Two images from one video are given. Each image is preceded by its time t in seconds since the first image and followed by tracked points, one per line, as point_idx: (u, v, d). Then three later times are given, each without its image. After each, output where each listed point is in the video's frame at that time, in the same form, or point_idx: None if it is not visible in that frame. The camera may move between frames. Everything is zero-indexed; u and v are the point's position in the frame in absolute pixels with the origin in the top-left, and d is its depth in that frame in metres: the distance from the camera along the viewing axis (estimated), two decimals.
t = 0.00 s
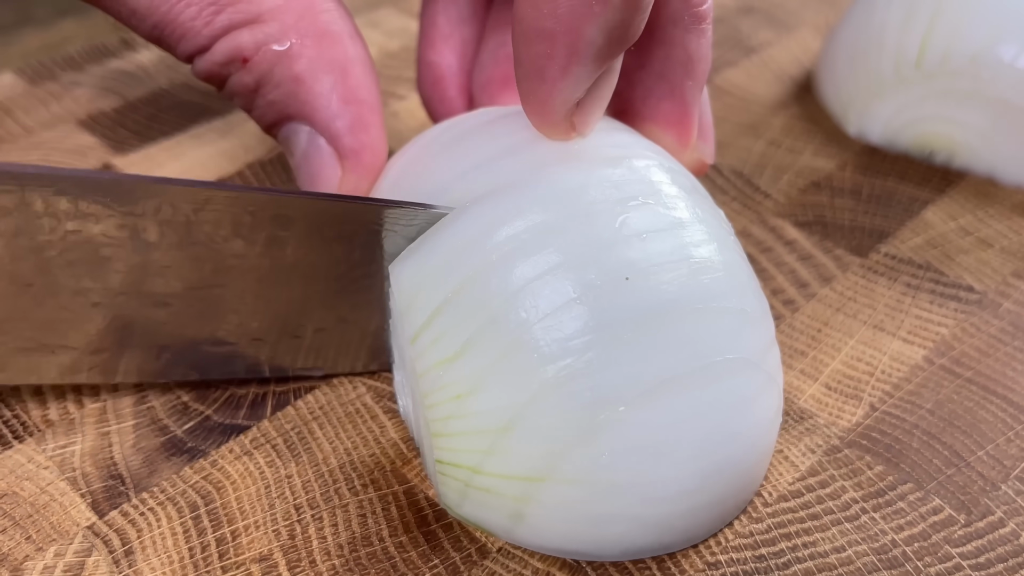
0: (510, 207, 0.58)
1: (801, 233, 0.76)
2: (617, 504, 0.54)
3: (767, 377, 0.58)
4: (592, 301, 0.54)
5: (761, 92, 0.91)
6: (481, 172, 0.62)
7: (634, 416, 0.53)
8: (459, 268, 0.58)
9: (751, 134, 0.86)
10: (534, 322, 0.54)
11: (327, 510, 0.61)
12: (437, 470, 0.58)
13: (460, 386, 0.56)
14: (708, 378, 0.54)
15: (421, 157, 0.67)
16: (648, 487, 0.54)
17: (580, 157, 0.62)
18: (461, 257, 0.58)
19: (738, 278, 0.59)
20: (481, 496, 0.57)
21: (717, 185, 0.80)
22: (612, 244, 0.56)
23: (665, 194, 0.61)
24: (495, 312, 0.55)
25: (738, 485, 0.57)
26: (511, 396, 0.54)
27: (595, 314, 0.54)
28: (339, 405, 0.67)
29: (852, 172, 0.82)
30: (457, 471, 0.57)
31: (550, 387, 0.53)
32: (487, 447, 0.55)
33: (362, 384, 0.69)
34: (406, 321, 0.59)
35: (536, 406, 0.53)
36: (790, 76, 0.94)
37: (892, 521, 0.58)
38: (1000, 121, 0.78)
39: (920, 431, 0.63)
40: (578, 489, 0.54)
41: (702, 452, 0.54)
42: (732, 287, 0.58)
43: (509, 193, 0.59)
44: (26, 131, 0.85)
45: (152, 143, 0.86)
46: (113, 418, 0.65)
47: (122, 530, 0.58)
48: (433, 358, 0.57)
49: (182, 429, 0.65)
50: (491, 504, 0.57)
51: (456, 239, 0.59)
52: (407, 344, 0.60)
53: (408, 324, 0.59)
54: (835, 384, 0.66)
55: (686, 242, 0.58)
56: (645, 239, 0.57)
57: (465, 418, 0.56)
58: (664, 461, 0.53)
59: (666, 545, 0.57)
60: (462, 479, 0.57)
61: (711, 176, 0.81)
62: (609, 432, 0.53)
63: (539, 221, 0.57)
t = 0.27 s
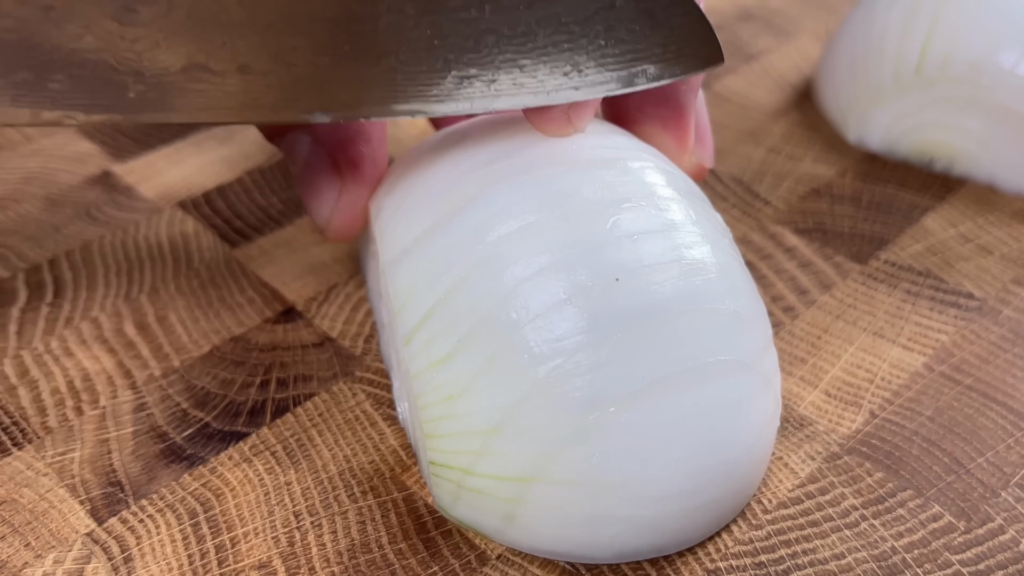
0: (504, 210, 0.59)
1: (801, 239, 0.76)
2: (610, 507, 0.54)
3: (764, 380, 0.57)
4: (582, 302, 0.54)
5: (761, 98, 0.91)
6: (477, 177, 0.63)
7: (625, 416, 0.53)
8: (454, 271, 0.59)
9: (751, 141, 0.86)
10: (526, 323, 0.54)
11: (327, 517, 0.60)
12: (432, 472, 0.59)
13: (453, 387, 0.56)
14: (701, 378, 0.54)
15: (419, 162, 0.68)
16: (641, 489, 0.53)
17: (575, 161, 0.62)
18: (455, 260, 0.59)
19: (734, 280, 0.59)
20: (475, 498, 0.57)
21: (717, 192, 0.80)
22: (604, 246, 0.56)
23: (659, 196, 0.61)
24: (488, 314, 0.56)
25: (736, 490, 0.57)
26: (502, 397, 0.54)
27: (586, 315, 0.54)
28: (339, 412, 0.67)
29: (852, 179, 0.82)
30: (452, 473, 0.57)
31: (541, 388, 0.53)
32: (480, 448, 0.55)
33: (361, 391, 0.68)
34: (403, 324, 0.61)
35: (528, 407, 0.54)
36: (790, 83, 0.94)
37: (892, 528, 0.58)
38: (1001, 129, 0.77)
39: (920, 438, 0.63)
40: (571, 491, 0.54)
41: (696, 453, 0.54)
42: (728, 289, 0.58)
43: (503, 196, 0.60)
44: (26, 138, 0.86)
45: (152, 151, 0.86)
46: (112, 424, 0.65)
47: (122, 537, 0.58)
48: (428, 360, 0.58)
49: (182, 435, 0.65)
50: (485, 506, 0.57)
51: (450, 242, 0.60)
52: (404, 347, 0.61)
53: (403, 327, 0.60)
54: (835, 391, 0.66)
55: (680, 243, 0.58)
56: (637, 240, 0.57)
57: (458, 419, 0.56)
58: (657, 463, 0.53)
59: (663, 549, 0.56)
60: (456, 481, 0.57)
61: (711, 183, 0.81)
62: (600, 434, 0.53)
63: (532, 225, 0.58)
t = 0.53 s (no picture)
0: (505, 217, 0.59)
1: (800, 247, 0.76)
2: (609, 514, 0.54)
3: (763, 388, 0.57)
4: (583, 310, 0.54)
5: (761, 106, 0.91)
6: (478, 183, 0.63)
7: (625, 424, 0.53)
8: (454, 278, 0.59)
9: (751, 149, 0.86)
10: (527, 331, 0.54)
11: (327, 525, 0.60)
12: (432, 479, 0.58)
13: (453, 394, 0.56)
14: (701, 387, 0.54)
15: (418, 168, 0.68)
16: (641, 497, 0.53)
17: (576, 167, 0.62)
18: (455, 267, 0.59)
19: (734, 288, 0.59)
20: (474, 505, 0.57)
21: (717, 200, 0.80)
22: (605, 254, 0.56)
23: (659, 204, 0.61)
24: (489, 321, 0.56)
25: (736, 497, 0.57)
26: (503, 405, 0.54)
27: (587, 323, 0.54)
28: (339, 419, 0.67)
29: (852, 187, 0.82)
30: (451, 480, 0.57)
31: (542, 396, 0.53)
32: (480, 455, 0.55)
33: (361, 398, 0.68)
34: (403, 330, 0.61)
35: (528, 415, 0.54)
36: (790, 91, 0.94)
37: (892, 536, 0.58)
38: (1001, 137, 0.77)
39: (920, 446, 0.63)
40: (571, 498, 0.54)
41: (696, 461, 0.54)
42: (728, 297, 0.58)
43: (503, 203, 0.60)
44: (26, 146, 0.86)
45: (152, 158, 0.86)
46: (112, 432, 0.65)
47: (122, 545, 0.58)
48: (428, 367, 0.58)
49: (182, 443, 0.65)
50: (485, 513, 0.57)
51: (451, 249, 0.60)
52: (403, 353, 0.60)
53: (403, 333, 0.60)
54: (835, 400, 0.66)
55: (680, 251, 0.58)
56: (638, 248, 0.57)
57: (457, 427, 0.56)
58: (656, 471, 0.53)
59: (662, 557, 0.56)
60: (456, 489, 0.57)
61: (711, 191, 0.81)
62: (601, 441, 0.53)
63: (532, 232, 0.58)
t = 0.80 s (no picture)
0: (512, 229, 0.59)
1: (801, 255, 0.76)
2: (616, 527, 0.54)
3: (766, 399, 0.57)
4: (592, 323, 0.54)
5: (761, 114, 0.91)
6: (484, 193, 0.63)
7: (634, 437, 0.53)
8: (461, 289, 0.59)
9: (751, 157, 0.86)
10: (535, 344, 0.54)
11: (327, 533, 0.60)
12: (438, 491, 0.58)
13: (461, 407, 0.56)
14: (708, 399, 0.54)
15: (419, 180, 0.69)
16: (649, 509, 0.54)
17: (583, 179, 0.62)
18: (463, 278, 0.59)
19: (739, 300, 0.59)
20: (482, 516, 0.57)
21: (717, 208, 0.80)
22: (613, 266, 0.56)
23: (666, 216, 0.61)
24: (497, 333, 0.56)
25: (740, 507, 0.57)
26: (511, 417, 0.54)
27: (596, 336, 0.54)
28: (339, 428, 0.67)
29: (852, 195, 0.82)
30: (458, 491, 0.57)
31: (550, 409, 0.53)
32: (487, 468, 0.55)
33: (362, 407, 0.69)
34: (409, 340, 0.60)
35: (538, 428, 0.54)
36: (790, 99, 0.94)
37: (892, 544, 0.58)
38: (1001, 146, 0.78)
39: (920, 454, 0.63)
40: (579, 511, 0.54)
41: (702, 473, 0.54)
42: (734, 309, 0.58)
43: (511, 214, 0.60)
44: (26, 155, 0.85)
45: (152, 166, 0.86)
46: (113, 441, 0.65)
47: (122, 553, 0.58)
48: (436, 379, 0.58)
49: (182, 451, 0.65)
50: (492, 524, 0.57)
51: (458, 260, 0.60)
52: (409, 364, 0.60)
53: (410, 344, 0.60)
54: (835, 408, 0.66)
55: (687, 263, 0.58)
56: (646, 260, 0.57)
57: (465, 439, 0.56)
58: (664, 484, 0.53)
59: (667, 567, 0.56)
60: (463, 500, 0.57)
61: (711, 199, 0.81)
62: (609, 454, 0.53)
63: (540, 244, 0.58)
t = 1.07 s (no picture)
0: (506, 232, 0.59)
1: (800, 262, 0.76)
2: (612, 530, 0.54)
3: (764, 404, 0.57)
4: (585, 325, 0.54)
5: (761, 121, 0.91)
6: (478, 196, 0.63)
7: (628, 440, 0.53)
8: (455, 293, 0.59)
9: (751, 164, 0.86)
10: (528, 347, 0.55)
11: (327, 540, 0.60)
12: (434, 496, 0.58)
13: (455, 411, 0.56)
14: (703, 401, 0.54)
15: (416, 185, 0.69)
16: (643, 510, 0.53)
17: (576, 180, 0.62)
18: (456, 282, 0.59)
19: (735, 302, 0.58)
20: (477, 521, 0.57)
21: (716, 215, 0.80)
22: (606, 269, 0.56)
23: (660, 217, 0.61)
24: (490, 337, 0.56)
25: (739, 513, 0.57)
26: (505, 421, 0.54)
27: (588, 338, 0.54)
28: (339, 435, 0.67)
29: (852, 202, 0.82)
30: (454, 496, 0.57)
31: (544, 411, 0.53)
32: (482, 472, 0.55)
33: (361, 414, 0.68)
34: (404, 345, 0.60)
35: (530, 430, 0.54)
36: (790, 106, 0.94)
37: (892, 551, 0.58)
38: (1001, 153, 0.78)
39: (920, 461, 0.63)
40: (574, 515, 0.54)
41: (698, 476, 0.54)
42: (729, 310, 0.57)
43: (504, 217, 0.60)
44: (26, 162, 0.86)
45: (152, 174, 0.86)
46: (112, 447, 0.65)
47: (121, 560, 0.58)
48: (430, 383, 0.58)
49: (182, 458, 0.65)
50: (487, 529, 0.56)
51: (452, 265, 0.60)
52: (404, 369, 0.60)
53: (404, 350, 0.60)
54: (835, 414, 0.66)
55: (681, 265, 0.58)
56: (639, 262, 0.57)
57: (459, 443, 0.56)
58: (658, 486, 0.53)
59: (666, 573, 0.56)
60: (459, 505, 0.57)
61: (711, 206, 0.81)
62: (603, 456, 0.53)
63: (533, 247, 0.58)
